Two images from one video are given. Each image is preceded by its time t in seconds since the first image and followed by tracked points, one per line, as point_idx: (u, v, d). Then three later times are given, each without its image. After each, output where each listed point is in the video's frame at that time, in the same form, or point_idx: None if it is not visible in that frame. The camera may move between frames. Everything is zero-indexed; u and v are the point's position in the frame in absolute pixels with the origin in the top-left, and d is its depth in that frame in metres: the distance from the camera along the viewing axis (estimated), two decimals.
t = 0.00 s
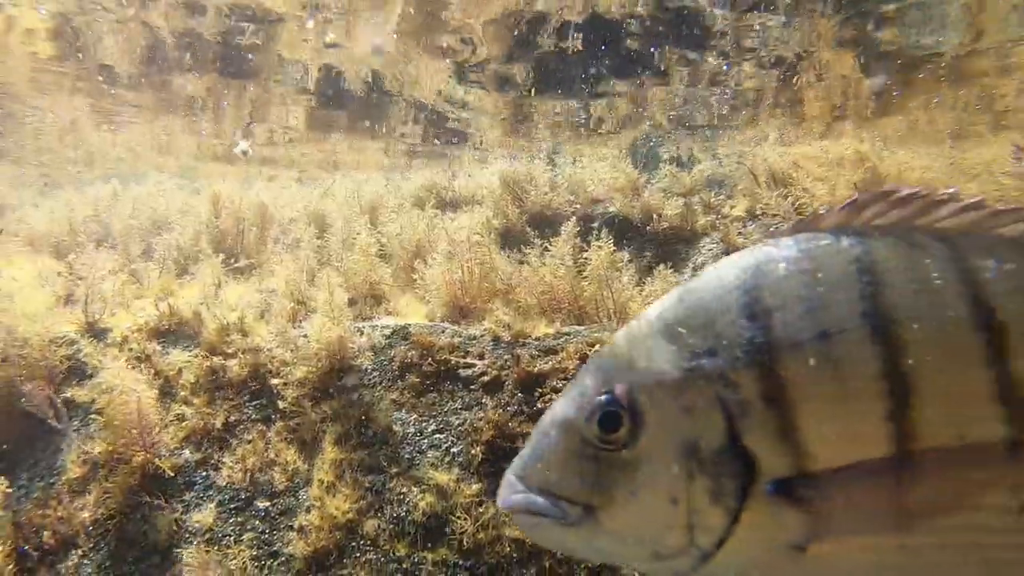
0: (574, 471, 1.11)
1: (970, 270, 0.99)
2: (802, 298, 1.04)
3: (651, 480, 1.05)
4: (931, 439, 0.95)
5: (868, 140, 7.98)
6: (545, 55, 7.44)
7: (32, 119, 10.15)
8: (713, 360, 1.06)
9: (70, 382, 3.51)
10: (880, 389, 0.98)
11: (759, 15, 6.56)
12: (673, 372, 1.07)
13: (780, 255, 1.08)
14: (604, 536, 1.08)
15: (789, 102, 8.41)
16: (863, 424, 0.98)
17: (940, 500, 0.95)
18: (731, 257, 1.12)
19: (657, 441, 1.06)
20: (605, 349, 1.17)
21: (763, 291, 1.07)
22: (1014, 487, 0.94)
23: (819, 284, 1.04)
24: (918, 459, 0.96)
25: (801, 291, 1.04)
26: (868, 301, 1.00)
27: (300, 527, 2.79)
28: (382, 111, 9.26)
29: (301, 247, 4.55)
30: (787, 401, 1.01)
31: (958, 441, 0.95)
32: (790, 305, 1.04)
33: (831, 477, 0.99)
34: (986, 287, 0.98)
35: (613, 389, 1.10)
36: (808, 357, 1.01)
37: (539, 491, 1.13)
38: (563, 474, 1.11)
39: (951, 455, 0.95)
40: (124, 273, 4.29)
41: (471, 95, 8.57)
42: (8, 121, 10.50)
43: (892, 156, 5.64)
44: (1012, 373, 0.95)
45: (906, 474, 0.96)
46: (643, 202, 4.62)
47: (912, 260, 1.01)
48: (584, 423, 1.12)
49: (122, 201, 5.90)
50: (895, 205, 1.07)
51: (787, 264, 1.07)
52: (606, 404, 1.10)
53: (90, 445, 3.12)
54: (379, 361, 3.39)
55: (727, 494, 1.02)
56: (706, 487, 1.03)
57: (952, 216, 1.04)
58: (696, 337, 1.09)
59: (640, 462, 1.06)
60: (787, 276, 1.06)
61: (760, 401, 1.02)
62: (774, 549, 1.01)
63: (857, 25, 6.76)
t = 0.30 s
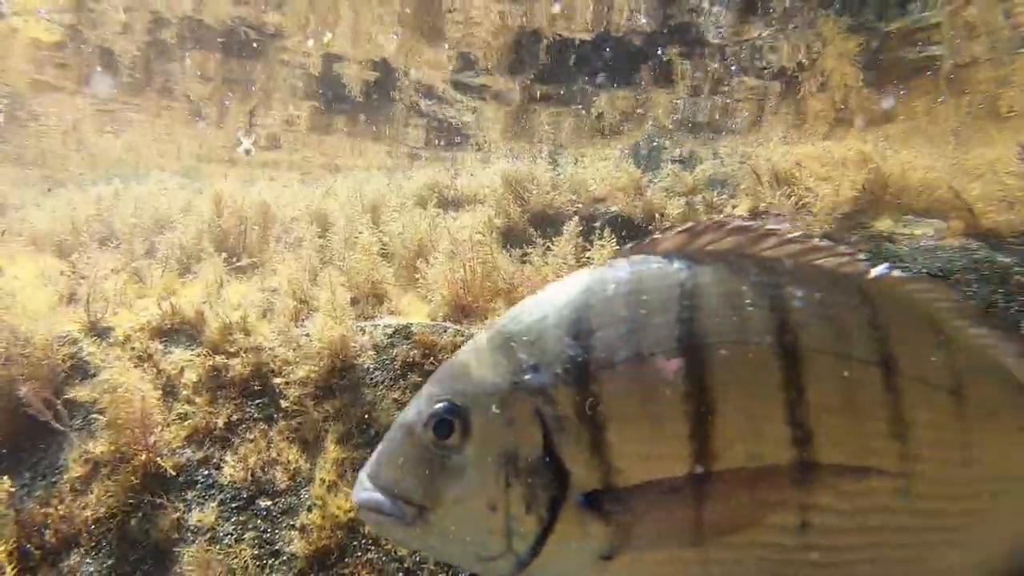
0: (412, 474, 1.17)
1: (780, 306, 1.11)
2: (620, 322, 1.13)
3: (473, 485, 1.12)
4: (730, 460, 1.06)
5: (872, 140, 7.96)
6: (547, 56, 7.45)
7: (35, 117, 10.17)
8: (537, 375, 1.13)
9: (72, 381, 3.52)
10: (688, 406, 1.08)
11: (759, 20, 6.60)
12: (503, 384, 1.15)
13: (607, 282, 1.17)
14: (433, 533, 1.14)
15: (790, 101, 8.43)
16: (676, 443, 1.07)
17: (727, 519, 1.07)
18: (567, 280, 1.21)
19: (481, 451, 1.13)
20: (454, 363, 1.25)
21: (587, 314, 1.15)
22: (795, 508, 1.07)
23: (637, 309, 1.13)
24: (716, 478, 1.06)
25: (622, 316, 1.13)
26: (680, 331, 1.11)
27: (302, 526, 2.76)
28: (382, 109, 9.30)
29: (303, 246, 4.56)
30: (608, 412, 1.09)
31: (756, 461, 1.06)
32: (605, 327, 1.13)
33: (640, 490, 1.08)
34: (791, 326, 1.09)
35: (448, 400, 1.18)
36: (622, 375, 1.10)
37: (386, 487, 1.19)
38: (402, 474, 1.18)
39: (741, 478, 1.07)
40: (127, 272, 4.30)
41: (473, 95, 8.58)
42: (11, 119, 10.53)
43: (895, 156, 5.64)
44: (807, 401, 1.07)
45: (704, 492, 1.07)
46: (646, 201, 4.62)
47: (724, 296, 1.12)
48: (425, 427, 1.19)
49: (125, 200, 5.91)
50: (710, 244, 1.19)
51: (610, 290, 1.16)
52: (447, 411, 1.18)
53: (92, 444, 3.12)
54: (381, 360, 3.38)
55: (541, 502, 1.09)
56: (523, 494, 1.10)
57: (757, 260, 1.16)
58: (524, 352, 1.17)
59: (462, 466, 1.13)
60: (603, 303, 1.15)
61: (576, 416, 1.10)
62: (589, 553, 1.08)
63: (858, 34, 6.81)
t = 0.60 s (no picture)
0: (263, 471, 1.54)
1: (592, 338, 1.49)
2: (452, 340, 1.52)
3: (311, 484, 1.50)
4: (539, 466, 1.46)
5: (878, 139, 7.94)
6: (551, 53, 7.48)
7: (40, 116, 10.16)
8: (375, 387, 1.52)
9: (78, 380, 3.52)
10: (514, 417, 1.47)
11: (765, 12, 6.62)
12: (345, 393, 1.54)
13: (451, 302, 1.57)
14: (276, 528, 1.51)
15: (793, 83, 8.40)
16: (500, 450, 1.47)
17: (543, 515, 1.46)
18: (402, 307, 1.60)
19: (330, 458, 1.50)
20: (306, 370, 1.62)
21: (425, 333, 1.54)
22: (596, 506, 1.44)
23: (471, 331, 1.52)
24: (531, 482, 1.45)
25: (456, 335, 1.53)
26: (506, 349, 1.51)
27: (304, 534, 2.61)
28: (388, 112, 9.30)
29: (307, 244, 4.56)
30: (436, 420, 1.48)
31: (563, 467, 1.45)
32: (445, 346, 1.52)
33: (464, 493, 1.47)
34: (596, 358, 1.48)
35: (297, 409, 1.56)
36: (452, 387, 1.49)
37: (235, 486, 1.55)
38: (251, 472, 1.55)
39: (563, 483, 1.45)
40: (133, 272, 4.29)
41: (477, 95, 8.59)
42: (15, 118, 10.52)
43: (902, 155, 5.63)
44: (608, 421, 1.45)
45: (522, 494, 1.46)
46: (651, 201, 4.58)
47: (547, 326, 1.51)
48: (279, 431, 1.56)
49: (129, 199, 5.90)
50: (547, 271, 1.57)
51: (452, 312, 1.55)
52: (292, 419, 1.56)
53: (97, 443, 3.13)
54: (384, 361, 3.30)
55: (372, 507, 1.48)
56: (357, 498, 1.48)
57: (585, 291, 1.54)
58: (369, 366, 1.55)
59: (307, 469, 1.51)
60: (445, 326, 1.54)
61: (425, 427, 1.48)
62: (412, 553, 1.47)
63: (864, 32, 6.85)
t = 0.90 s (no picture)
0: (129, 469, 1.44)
1: (452, 344, 1.46)
2: (319, 345, 1.45)
3: (181, 483, 1.42)
4: (394, 472, 1.42)
5: (902, 135, 7.85)
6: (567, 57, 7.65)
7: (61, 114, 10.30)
8: (243, 389, 1.43)
9: (101, 374, 3.54)
10: (374, 424, 1.43)
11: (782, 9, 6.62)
12: (213, 392, 1.44)
13: (321, 303, 1.50)
14: (148, 525, 1.43)
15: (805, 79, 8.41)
16: (357, 454, 1.42)
17: (393, 523, 1.41)
18: (276, 305, 1.52)
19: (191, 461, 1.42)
20: (183, 368, 1.52)
21: (292, 335, 1.46)
22: (447, 514, 1.42)
23: (338, 336, 1.46)
24: (384, 490, 1.41)
25: (323, 339, 1.46)
26: (371, 352, 1.45)
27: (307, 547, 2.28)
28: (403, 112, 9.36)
29: (326, 240, 4.60)
30: (301, 425, 1.42)
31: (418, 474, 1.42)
32: (309, 349, 1.45)
33: (324, 494, 1.41)
34: (453, 365, 1.45)
35: (169, 407, 1.46)
36: (315, 392, 1.43)
37: (107, 484, 1.45)
38: (118, 471, 1.45)
39: (411, 490, 1.42)
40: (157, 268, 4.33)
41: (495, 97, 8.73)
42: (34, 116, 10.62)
43: (927, 151, 5.59)
44: (463, 429, 1.43)
45: (378, 498, 1.41)
46: (669, 198, 4.65)
47: (413, 331, 1.47)
48: (149, 428, 1.46)
49: (149, 197, 5.95)
50: (415, 278, 1.53)
51: (322, 312, 1.49)
52: (164, 416, 1.46)
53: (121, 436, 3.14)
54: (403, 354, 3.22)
55: (240, 506, 1.41)
56: (225, 497, 1.40)
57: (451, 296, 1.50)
58: (238, 366, 1.46)
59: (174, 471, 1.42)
60: (312, 328, 1.47)
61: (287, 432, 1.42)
62: (278, 551, 1.40)
63: (886, 28, 6.80)
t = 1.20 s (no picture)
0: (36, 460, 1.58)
1: (338, 351, 1.57)
2: (212, 345, 1.57)
3: (81, 472, 1.56)
4: (279, 467, 1.54)
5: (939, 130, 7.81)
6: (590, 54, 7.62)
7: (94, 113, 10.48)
8: (141, 386, 1.57)
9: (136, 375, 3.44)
10: (258, 422, 1.56)
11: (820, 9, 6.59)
12: (115, 389, 1.58)
13: (216, 308, 1.62)
14: (50, 510, 1.57)
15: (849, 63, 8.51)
16: (244, 451, 1.55)
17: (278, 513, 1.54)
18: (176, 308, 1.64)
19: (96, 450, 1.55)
20: (89, 366, 1.65)
21: (189, 337, 1.59)
22: (329, 507, 1.54)
23: (228, 340, 1.58)
24: (272, 482, 1.54)
25: (219, 343, 1.58)
26: (260, 355, 1.57)
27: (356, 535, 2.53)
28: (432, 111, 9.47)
29: (358, 238, 4.68)
30: (191, 420, 1.55)
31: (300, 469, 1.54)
32: (202, 351, 1.58)
33: (215, 486, 1.55)
34: (337, 371, 1.56)
35: (76, 401, 1.60)
36: (206, 389, 1.56)
37: (14, 472, 1.59)
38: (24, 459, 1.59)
39: (296, 484, 1.53)
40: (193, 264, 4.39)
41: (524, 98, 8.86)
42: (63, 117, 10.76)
43: (971, 149, 5.53)
44: (342, 429, 1.54)
45: (262, 492, 1.54)
46: (701, 198, 4.77)
47: (302, 337, 1.58)
48: (57, 421, 1.59)
49: (181, 193, 6.03)
50: (310, 289, 1.63)
51: (217, 317, 1.61)
52: (70, 410, 1.59)
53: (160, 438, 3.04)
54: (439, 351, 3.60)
55: (134, 494, 1.55)
56: (122, 486, 1.55)
57: (338, 305, 1.60)
58: (138, 364, 1.59)
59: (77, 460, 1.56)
60: (205, 331, 1.59)
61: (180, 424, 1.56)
62: (168, 538, 1.55)
63: (925, 24, 6.82)
